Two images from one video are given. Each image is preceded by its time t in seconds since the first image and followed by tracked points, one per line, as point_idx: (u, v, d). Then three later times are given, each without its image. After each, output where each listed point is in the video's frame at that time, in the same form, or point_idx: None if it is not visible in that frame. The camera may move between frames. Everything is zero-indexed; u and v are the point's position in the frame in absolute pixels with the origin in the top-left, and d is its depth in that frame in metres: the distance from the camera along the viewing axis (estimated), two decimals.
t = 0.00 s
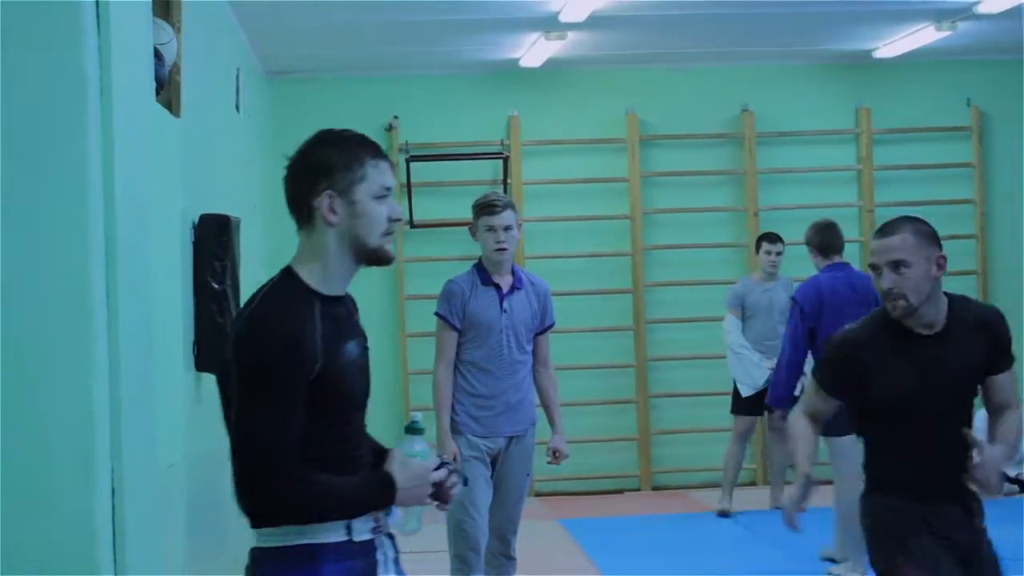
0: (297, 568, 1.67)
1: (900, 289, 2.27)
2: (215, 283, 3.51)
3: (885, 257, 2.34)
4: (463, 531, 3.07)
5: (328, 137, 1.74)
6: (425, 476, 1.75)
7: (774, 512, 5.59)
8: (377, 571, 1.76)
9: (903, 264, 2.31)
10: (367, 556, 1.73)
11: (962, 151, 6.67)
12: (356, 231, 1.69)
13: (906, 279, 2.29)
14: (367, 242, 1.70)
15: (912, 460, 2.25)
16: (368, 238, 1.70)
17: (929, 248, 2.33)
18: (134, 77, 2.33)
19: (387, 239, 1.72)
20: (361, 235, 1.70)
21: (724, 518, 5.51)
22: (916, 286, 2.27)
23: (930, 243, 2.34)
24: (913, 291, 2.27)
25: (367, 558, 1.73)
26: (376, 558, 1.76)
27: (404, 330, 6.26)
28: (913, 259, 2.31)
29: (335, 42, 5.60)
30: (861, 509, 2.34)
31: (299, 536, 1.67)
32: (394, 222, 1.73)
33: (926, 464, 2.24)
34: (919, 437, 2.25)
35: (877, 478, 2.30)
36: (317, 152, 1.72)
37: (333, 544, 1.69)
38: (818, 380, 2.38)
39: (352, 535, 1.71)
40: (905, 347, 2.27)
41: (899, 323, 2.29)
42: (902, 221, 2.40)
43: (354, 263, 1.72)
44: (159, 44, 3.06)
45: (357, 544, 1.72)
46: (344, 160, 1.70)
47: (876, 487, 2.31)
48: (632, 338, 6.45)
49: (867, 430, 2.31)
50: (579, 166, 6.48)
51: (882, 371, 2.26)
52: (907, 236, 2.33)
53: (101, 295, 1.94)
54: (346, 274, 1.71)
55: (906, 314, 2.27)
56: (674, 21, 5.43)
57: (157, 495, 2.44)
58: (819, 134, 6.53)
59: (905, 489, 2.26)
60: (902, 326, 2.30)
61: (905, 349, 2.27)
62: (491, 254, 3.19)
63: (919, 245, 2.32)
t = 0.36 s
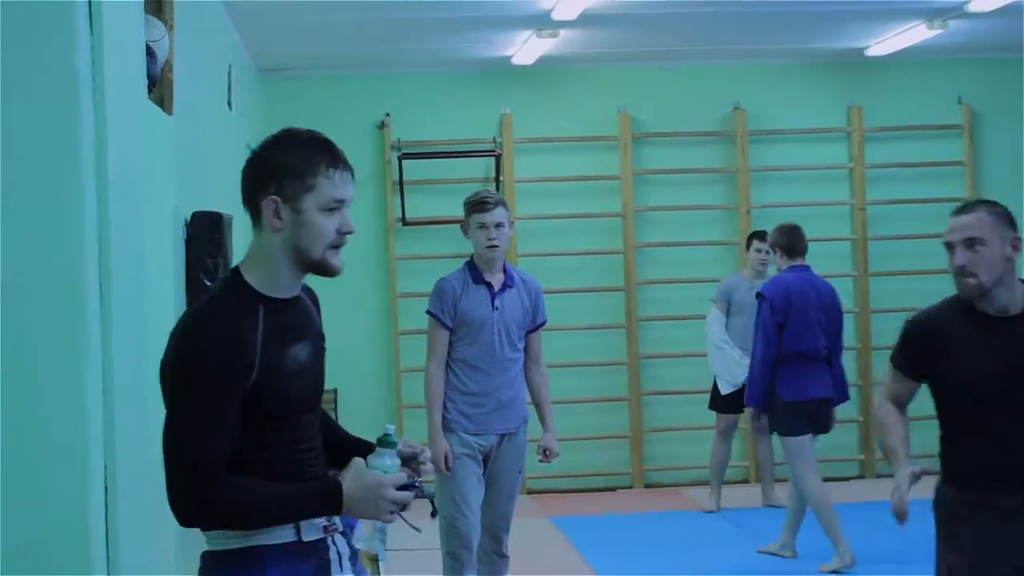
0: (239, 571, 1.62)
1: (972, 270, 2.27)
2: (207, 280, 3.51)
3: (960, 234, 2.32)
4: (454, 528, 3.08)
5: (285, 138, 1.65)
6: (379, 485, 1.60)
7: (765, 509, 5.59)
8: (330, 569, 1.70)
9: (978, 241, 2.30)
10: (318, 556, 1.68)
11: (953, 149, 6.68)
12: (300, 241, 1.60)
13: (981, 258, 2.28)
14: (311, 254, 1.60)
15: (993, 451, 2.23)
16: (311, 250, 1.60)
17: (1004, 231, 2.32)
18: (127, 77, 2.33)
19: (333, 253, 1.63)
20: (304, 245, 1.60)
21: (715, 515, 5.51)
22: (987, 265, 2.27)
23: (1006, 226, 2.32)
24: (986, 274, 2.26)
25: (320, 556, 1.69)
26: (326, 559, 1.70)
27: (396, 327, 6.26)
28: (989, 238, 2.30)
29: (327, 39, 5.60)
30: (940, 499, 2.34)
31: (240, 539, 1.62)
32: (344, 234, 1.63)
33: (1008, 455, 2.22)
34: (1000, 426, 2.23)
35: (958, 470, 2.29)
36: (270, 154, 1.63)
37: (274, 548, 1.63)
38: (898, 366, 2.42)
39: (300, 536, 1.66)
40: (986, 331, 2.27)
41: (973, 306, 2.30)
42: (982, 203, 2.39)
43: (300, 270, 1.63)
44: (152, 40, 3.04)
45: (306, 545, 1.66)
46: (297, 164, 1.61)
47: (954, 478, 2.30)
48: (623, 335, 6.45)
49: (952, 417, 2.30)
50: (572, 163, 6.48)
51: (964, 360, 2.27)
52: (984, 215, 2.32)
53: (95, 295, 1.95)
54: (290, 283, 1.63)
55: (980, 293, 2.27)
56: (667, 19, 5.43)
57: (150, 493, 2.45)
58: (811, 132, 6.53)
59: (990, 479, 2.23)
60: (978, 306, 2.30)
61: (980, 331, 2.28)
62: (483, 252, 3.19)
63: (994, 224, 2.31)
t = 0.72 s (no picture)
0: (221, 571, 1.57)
1: (979, 229, 2.40)
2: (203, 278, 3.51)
3: (969, 197, 2.44)
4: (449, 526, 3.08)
5: (272, 138, 1.62)
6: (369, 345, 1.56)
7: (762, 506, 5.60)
8: (310, 566, 1.65)
9: (986, 203, 2.42)
10: (298, 554, 1.62)
11: (949, 147, 6.69)
12: (273, 243, 1.57)
13: (989, 217, 2.40)
14: (283, 259, 1.57)
15: (984, 414, 2.37)
16: (283, 254, 1.57)
17: (1015, 197, 2.44)
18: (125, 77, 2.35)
19: (305, 262, 1.59)
20: (277, 249, 1.57)
21: (711, 512, 5.51)
22: (995, 226, 2.39)
23: (1016, 194, 2.44)
24: (992, 235, 2.39)
25: (300, 552, 1.63)
26: (307, 555, 1.64)
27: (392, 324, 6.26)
28: (999, 201, 2.41)
29: (324, 35, 5.60)
30: (938, 458, 2.50)
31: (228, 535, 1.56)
32: (319, 244, 1.60)
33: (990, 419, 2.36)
34: (982, 391, 2.38)
35: (956, 429, 2.44)
36: (255, 151, 1.60)
37: (253, 544, 1.57)
38: (905, 335, 2.61)
39: (280, 534, 1.60)
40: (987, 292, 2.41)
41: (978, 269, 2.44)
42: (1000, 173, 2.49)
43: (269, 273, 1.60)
44: (150, 37, 3.05)
45: (286, 543, 1.61)
46: (284, 165, 1.58)
47: (953, 438, 2.45)
48: (619, 333, 6.45)
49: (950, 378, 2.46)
50: (568, 160, 6.49)
51: (958, 318, 2.43)
52: (998, 179, 2.45)
53: (91, 289, 1.99)
54: (257, 284, 1.59)
55: (983, 253, 2.40)
56: (663, 16, 5.44)
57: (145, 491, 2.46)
58: (807, 130, 6.54)
59: (979, 442, 2.38)
60: (983, 268, 2.43)
61: (983, 294, 2.42)
62: (479, 248, 3.20)
63: (1005, 188, 2.43)
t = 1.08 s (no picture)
0: (241, 570, 1.57)
1: (976, 225, 2.48)
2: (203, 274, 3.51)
3: (971, 191, 2.53)
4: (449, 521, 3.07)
5: (252, 125, 1.63)
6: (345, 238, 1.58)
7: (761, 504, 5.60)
8: (318, 564, 1.66)
9: (987, 197, 2.51)
10: (310, 551, 1.64)
11: (948, 145, 6.69)
12: (264, 224, 1.58)
13: (988, 212, 2.49)
14: (274, 236, 1.58)
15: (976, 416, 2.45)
16: (275, 233, 1.58)
17: (1015, 197, 2.53)
18: (125, 76, 2.36)
19: (299, 239, 1.60)
20: (268, 229, 1.58)
21: (711, 509, 5.52)
22: (993, 223, 2.47)
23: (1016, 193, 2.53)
24: (989, 229, 2.47)
25: (311, 549, 1.65)
26: (315, 553, 1.66)
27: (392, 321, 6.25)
28: (998, 197, 2.50)
29: (323, 32, 5.60)
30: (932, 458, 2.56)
31: (236, 535, 1.56)
32: (310, 221, 1.60)
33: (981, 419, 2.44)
34: (979, 389, 2.46)
35: (951, 435, 2.50)
36: (231, 137, 1.61)
37: (273, 541, 1.58)
38: (910, 334, 2.66)
39: (293, 530, 1.61)
40: (984, 291, 2.49)
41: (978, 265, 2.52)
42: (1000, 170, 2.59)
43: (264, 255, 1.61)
44: (149, 32, 3.05)
45: (299, 540, 1.62)
46: (265, 147, 1.59)
47: (946, 439, 2.52)
48: (618, 330, 6.45)
49: (947, 381, 2.54)
50: (566, 157, 6.49)
51: (953, 318, 2.51)
52: (1003, 178, 2.53)
53: (92, 288, 1.99)
54: (252, 266, 1.60)
55: (979, 247, 2.48)
56: (662, 13, 5.44)
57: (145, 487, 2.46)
58: (806, 127, 6.53)
59: (968, 443, 2.46)
60: (982, 264, 2.51)
61: (979, 289, 2.50)
62: (479, 246, 3.19)
63: (1006, 185, 2.52)
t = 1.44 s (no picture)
0: (265, 564, 1.59)
1: (976, 224, 2.55)
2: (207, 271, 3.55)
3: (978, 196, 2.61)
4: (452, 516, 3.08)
5: (251, 120, 1.65)
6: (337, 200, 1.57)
7: (767, 502, 5.60)
8: (336, 558, 1.69)
9: (994, 205, 2.58)
10: (330, 545, 1.66)
11: (953, 144, 6.69)
12: (270, 212, 1.59)
13: (988, 216, 2.55)
14: (282, 221, 1.59)
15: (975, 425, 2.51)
16: (282, 218, 1.59)
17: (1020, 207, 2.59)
18: (132, 73, 2.36)
19: (308, 223, 1.61)
20: (274, 216, 1.59)
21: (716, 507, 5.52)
22: (995, 229, 2.52)
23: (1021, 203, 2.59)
24: (987, 228, 2.53)
25: (331, 543, 1.67)
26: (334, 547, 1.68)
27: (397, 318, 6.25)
28: (1004, 202, 2.57)
29: (327, 29, 5.59)
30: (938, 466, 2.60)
31: (259, 529, 1.58)
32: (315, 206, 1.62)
33: (979, 426, 2.49)
34: (977, 397, 2.51)
35: (954, 440, 2.56)
36: (230, 131, 1.63)
37: (297, 535, 1.60)
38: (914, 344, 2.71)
39: (315, 524, 1.63)
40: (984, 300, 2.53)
41: (976, 275, 2.56)
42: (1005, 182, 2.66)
43: (274, 244, 1.62)
44: (155, 29, 3.06)
45: (320, 533, 1.64)
46: (266, 138, 1.61)
47: (952, 446, 2.56)
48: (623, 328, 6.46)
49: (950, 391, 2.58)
50: (571, 154, 6.49)
51: (951, 327, 2.57)
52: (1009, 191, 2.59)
53: (98, 287, 1.99)
54: (263, 252, 1.61)
55: (979, 253, 2.51)
56: (667, 11, 5.44)
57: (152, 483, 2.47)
58: (811, 125, 6.54)
59: (970, 453, 2.51)
60: (979, 275, 2.55)
61: (979, 298, 2.54)
62: (485, 244, 3.18)
63: (1013, 198, 2.58)
